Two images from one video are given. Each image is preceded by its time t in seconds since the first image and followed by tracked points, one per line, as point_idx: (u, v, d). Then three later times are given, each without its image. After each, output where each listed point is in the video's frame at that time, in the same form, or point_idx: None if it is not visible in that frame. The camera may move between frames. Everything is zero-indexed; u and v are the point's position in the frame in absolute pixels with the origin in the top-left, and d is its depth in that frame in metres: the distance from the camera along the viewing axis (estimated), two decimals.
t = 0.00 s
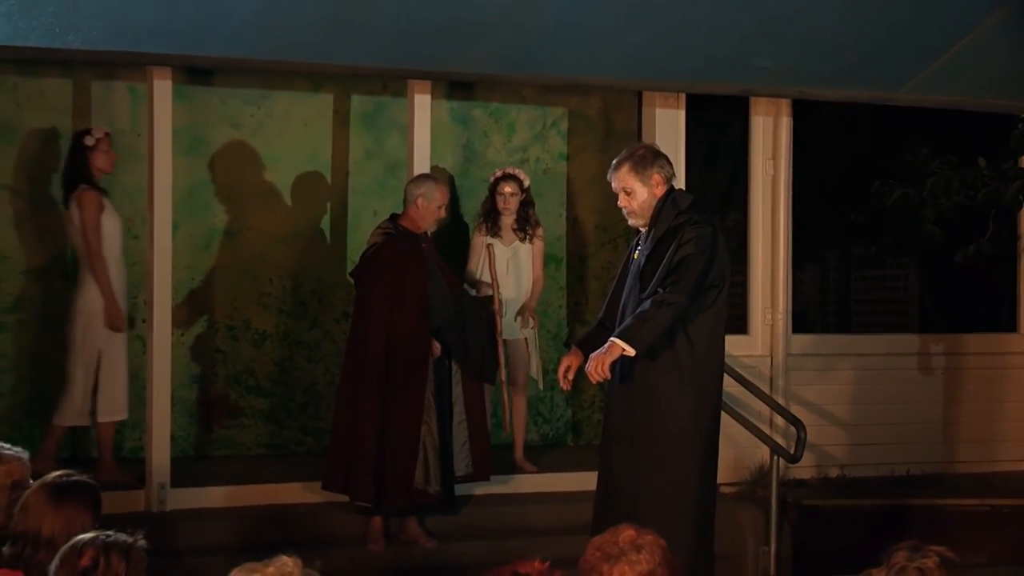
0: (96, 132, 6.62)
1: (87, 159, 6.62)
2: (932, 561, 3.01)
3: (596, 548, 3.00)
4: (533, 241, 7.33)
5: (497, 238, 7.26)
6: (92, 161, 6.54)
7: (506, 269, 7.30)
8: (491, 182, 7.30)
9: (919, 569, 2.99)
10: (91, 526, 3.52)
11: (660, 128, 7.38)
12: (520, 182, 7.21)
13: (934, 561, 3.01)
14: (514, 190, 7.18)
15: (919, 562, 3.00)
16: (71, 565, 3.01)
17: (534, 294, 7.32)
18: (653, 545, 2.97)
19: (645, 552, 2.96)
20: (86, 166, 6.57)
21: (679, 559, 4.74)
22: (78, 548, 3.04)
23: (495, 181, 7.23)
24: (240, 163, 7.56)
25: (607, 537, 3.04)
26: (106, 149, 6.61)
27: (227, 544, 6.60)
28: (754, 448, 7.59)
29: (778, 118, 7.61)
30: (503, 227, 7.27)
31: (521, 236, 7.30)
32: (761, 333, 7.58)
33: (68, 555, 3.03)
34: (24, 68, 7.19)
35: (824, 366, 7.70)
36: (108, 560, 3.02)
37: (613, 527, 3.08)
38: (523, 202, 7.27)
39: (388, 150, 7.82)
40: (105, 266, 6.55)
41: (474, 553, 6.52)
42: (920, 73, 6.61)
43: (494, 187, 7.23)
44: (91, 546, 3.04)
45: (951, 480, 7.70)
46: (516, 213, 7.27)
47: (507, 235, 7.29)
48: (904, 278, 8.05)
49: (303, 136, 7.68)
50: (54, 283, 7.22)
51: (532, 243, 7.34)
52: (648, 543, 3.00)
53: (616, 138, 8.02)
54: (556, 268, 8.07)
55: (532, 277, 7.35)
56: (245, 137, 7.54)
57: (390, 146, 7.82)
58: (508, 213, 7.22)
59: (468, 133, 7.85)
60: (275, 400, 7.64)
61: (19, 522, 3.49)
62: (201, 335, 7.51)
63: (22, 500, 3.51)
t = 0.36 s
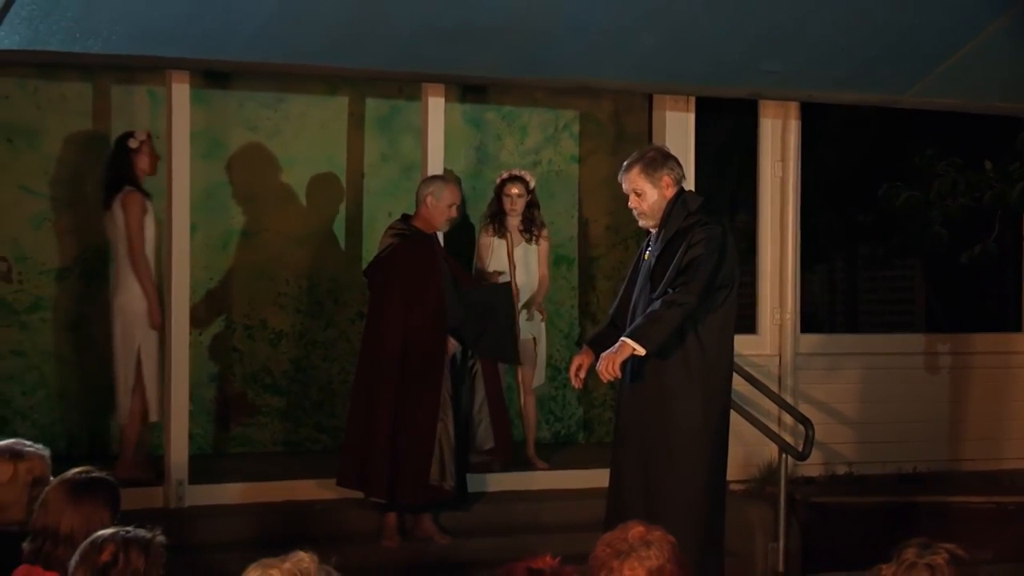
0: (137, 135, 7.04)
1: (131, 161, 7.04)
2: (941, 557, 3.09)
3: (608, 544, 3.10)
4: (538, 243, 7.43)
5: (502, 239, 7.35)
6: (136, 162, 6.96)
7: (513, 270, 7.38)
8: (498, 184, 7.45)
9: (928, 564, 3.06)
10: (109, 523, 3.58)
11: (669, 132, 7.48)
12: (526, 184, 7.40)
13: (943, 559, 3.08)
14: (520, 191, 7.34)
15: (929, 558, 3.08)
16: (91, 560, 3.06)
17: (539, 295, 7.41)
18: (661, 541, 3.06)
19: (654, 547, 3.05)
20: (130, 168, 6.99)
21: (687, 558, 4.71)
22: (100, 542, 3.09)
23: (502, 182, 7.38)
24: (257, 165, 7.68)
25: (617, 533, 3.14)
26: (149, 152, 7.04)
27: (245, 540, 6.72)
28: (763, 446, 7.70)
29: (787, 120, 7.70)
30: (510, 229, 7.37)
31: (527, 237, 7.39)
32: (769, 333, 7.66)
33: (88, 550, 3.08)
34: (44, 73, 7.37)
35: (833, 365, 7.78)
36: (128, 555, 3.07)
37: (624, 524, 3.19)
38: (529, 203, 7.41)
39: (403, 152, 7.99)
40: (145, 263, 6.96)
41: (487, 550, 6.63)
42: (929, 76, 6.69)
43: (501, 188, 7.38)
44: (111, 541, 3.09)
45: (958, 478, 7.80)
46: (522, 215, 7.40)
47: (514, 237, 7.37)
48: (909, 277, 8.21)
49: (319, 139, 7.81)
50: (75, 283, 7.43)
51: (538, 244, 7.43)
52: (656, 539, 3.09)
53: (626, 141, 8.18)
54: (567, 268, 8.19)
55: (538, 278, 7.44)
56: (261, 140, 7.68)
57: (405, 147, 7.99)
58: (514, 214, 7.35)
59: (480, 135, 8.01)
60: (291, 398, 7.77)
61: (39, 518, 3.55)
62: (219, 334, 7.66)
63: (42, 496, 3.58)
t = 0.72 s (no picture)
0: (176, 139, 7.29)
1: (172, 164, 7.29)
2: (942, 554, 3.24)
3: (619, 540, 3.21)
4: (544, 244, 7.54)
5: (509, 240, 7.49)
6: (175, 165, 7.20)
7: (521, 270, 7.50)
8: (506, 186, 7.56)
9: (929, 561, 3.22)
10: (127, 519, 3.69)
11: (679, 134, 7.61)
12: (534, 186, 7.50)
13: (944, 556, 3.24)
14: (527, 193, 7.44)
15: (929, 555, 3.24)
16: (110, 555, 3.23)
17: (546, 296, 7.51)
18: (672, 537, 3.17)
19: (664, 543, 3.16)
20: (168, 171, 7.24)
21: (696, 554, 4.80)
22: (121, 538, 3.26)
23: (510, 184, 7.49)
24: (273, 169, 7.85)
25: (629, 529, 3.24)
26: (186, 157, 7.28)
27: (262, 536, 6.84)
28: (771, 443, 7.80)
29: (794, 123, 7.82)
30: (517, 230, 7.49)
31: (533, 237, 7.51)
32: (778, 332, 7.78)
33: (108, 546, 3.26)
34: (64, 77, 7.52)
35: (840, 364, 7.89)
36: (148, 550, 3.24)
37: (633, 521, 3.29)
38: (535, 205, 7.53)
39: (416, 154, 8.14)
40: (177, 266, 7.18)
41: (500, 546, 6.74)
42: (936, 80, 6.79)
43: (508, 190, 7.49)
44: (130, 537, 3.26)
45: (963, 475, 7.91)
46: (529, 216, 7.52)
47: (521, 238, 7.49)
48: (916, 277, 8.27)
49: (335, 142, 7.96)
50: (94, 284, 7.59)
51: (544, 245, 7.55)
52: (667, 535, 3.19)
53: (637, 143, 8.30)
54: (579, 269, 8.33)
55: (546, 279, 7.54)
56: (278, 142, 7.84)
57: (418, 151, 8.15)
58: (521, 216, 7.46)
59: (493, 138, 8.13)
60: (306, 397, 7.89)
61: (59, 514, 3.66)
62: (236, 333, 7.80)
63: (62, 492, 3.70)
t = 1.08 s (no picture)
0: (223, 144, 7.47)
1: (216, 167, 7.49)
2: (940, 550, 3.35)
3: (630, 535, 3.29)
4: (554, 244, 7.64)
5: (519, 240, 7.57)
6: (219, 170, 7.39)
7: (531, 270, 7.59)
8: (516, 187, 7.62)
9: (927, 558, 3.32)
10: (146, 515, 3.80)
11: (689, 135, 7.69)
12: (544, 189, 7.56)
13: (943, 552, 3.34)
14: (538, 195, 7.50)
15: (927, 552, 3.34)
16: (131, 550, 3.31)
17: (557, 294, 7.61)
18: (682, 532, 3.27)
19: (675, 538, 3.26)
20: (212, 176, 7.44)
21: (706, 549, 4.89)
22: (139, 533, 3.35)
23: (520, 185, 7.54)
24: (287, 169, 8.02)
25: (640, 525, 3.34)
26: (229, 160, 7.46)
27: (277, 531, 6.94)
28: (779, 441, 7.91)
29: (803, 125, 7.92)
30: (526, 231, 7.57)
31: (543, 238, 7.61)
32: (786, 332, 7.87)
33: (128, 542, 3.34)
34: (83, 80, 7.65)
35: (848, 363, 7.98)
36: (167, 546, 3.33)
37: (644, 517, 3.39)
38: (545, 206, 7.61)
39: (430, 155, 8.26)
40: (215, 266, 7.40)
41: (512, 541, 6.84)
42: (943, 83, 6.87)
43: (518, 191, 7.55)
44: (150, 533, 3.34)
45: (969, 473, 8.01)
46: (539, 217, 7.60)
47: (530, 239, 7.58)
48: (922, 278, 8.38)
49: (352, 144, 8.13)
50: (113, 284, 7.72)
51: (553, 245, 7.65)
52: (677, 531, 3.30)
53: (647, 145, 8.42)
54: (591, 269, 8.45)
55: (556, 278, 7.65)
56: (295, 144, 8.00)
57: (432, 153, 8.28)
58: (531, 217, 7.54)
59: (505, 140, 8.28)
60: (322, 395, 8.02)
61: (79, 510, 3.75)
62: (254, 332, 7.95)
63: (82, 489, 3.79)
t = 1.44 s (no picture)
0: (265, 147, 7.48)
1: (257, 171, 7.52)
2: (940, 547, 3.38)
3: (640, 531, 3.38)
4: (568, 244, 7.78)
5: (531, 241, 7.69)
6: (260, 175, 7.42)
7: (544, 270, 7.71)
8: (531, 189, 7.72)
9: (927, 555, 3.36)
10: (164, 512, 3.90)
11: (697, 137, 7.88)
12: (558, 191, 7.66)
13: (942, 548, 3.38)
14: (551, 198, 7.60)
15: (927, 550, 3.38)
16: (150, 547, 3.41)
17: (570, 291, 7.73)
18: (691, 528, 3.35)
19: (684, 533, 3.34)
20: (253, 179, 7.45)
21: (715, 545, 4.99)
22: (158, 530, 3.44)
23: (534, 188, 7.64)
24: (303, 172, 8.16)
25: (651, 521, 3.42)
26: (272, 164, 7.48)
27: (293, 527, 7.06)
28: (788, 439, 8.01)
29: (811, 128, 8.01)
30: (540, 233, 7.69)
31: (557, 239, 7.76)
32: (795, 332, 7.98)
33: (147, 538, 3.44)
34: (103, 83, 7.79)
35: (855, 363, 8.09)
36: (184, 542, 3.42)
37: (654, 514, 3.48)
38: (559, 208, 7.71)
39: (444, 157, 8.41)
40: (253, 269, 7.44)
41: (524, 537, 6.95)
42: (949, 87, 6.97)
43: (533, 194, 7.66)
44: (168, 529, 3.44)
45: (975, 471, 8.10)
46: (552, 219, 7.71)
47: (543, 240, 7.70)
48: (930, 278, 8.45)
49: (367, 146, 8.29)
50: (132, 284, 7.87)
51: (567, 245, 7.79)
52: (687, 527, 3.37)
53: (658, 147, 8.54)
54: (602, 269, 8.57)
55: (569, 279, 7.76)
56: (310, 147, 8.13)
57: (446, 154, 8.43)
58: (544, 220, 7.64)
59: (518, 143, 8.41)
60: (337, 393, 8.15)
61: (98, 506, 3.86)
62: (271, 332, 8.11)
63: (100, 486, 3.90)
